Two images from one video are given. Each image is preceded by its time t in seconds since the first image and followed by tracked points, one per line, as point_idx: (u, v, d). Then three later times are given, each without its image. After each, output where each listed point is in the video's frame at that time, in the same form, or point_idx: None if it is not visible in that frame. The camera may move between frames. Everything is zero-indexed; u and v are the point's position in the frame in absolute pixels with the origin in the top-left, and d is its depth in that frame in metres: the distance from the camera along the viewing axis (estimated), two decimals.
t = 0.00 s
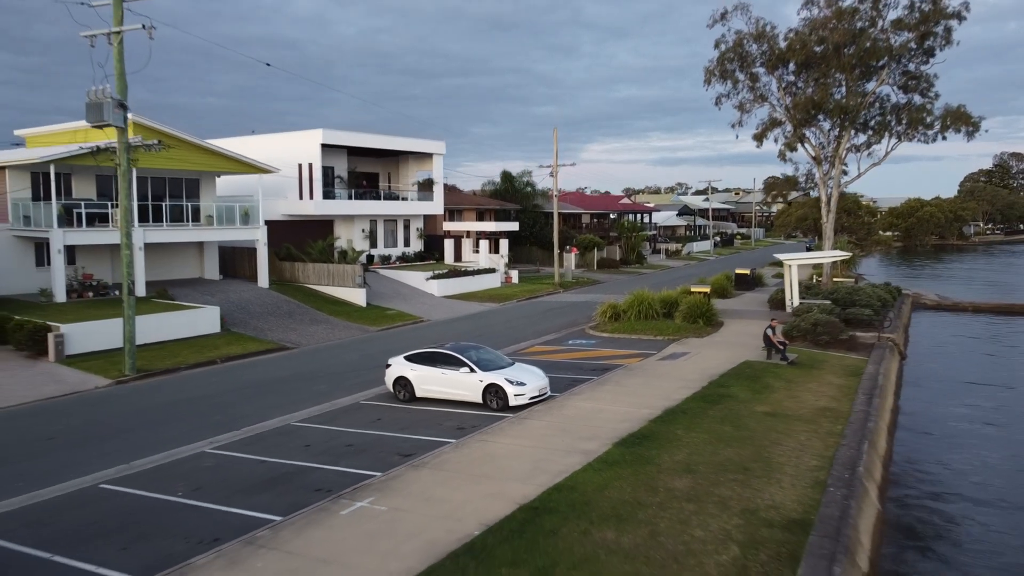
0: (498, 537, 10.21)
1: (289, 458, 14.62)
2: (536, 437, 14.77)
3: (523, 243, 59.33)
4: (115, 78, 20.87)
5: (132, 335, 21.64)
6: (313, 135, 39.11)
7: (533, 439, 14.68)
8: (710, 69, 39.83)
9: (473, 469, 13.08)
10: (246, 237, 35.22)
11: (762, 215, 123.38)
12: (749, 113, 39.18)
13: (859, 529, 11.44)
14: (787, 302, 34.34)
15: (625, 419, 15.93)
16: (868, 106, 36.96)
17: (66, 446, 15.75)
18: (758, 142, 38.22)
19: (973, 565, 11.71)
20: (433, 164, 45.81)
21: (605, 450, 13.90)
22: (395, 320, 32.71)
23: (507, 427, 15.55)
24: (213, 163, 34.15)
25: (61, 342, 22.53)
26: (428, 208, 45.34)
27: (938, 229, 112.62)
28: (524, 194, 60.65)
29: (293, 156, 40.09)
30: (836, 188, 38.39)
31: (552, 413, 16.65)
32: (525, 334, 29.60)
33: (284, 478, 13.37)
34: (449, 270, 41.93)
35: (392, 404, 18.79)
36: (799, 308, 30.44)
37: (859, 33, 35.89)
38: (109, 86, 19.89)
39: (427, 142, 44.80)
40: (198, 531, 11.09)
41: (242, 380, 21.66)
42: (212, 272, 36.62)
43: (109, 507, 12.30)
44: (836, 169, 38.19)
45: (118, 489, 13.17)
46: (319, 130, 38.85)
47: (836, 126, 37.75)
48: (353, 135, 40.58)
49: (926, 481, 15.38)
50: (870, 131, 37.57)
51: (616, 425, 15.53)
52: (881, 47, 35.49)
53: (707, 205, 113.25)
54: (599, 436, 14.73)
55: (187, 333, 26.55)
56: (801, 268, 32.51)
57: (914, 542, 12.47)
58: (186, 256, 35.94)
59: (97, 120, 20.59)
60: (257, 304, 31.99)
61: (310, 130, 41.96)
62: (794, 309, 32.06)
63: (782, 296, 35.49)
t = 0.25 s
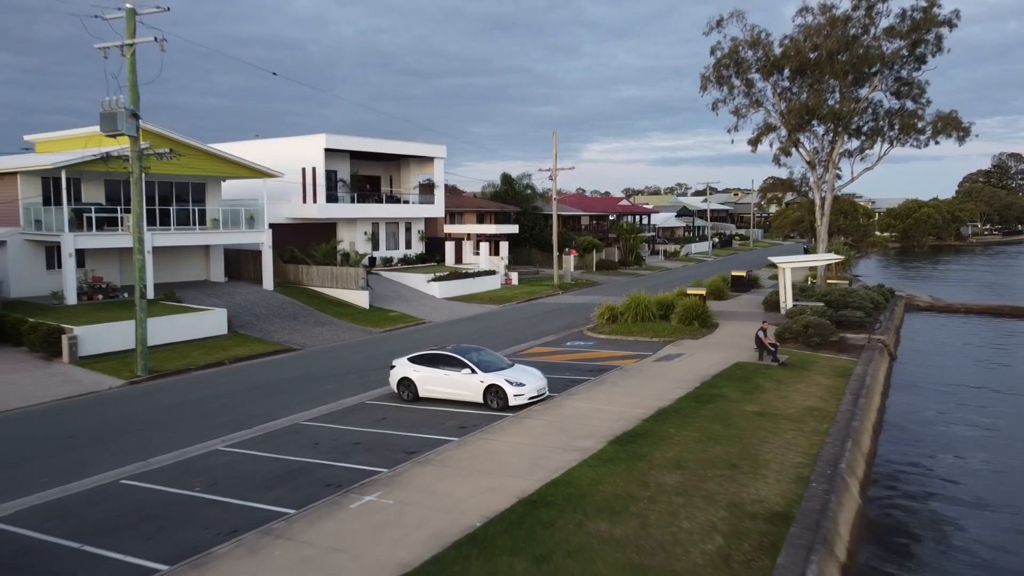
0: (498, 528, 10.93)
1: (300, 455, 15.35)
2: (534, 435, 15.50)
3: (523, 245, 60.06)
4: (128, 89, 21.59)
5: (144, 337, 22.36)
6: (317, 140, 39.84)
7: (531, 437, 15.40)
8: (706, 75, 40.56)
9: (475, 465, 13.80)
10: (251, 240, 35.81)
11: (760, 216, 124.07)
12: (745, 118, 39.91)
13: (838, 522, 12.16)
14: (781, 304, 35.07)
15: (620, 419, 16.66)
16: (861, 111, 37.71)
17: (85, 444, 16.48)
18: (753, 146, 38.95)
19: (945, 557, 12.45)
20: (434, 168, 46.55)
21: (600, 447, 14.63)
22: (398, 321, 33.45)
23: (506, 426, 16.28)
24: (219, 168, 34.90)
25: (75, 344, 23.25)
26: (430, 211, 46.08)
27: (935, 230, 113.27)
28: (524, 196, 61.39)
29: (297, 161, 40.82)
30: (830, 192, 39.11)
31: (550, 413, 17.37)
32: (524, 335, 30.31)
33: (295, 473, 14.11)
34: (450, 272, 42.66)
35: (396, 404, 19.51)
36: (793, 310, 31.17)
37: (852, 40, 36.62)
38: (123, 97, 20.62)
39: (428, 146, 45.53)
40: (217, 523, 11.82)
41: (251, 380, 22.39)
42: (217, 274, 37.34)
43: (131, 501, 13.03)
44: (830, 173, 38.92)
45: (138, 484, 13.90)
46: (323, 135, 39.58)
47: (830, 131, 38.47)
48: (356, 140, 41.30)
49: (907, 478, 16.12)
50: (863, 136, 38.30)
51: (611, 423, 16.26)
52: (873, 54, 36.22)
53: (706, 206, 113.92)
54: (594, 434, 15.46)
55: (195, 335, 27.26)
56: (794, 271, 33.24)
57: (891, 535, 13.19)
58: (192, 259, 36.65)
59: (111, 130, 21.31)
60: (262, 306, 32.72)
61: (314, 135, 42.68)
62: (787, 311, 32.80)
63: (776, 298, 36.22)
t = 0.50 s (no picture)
0: (499, 521, 11.64)
1: (309, 453, 16.06)
2: (533, 434, 16.21)
3: (523, 247, 60.77)
4: (140, 99, 22.31)
5: (156, 338, 23.08)
6: (320, 145, 40.57)
7: (531, 435, 16.11)
8: (703, 81, 41.27)
9: (477, 462, 14.51)
10: (256, 244, 36.47)
11: (759, 217, 124.70)
12: (741, 123, 40.63)
13: (820, 516, 12.86)
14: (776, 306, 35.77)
15: (616, 418, 17.38)
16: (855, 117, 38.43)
17: (103, 442, 17.20)
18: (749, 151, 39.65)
19: (920, 551, 13.17)
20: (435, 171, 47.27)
21: (596, 446, 15.35)
22: (400, 323, 34.17)
23: (506, 425, 16.99)
24: (225, 173, 35.68)
25: (88, 346, 23.97)
26: (431, 214, 46.81)
27: (933, 231, 113.88)
28: (524, 199, 62.12)
29: (301, 165, 41.54)
30: (824, 196, 39.84)
31: (548, 413, 18.09)
32: (524, 337, 31.01)
33: (306, 470, 14.83)
34: (452, 275, 43.37)
35: (400, 404, 20.23)
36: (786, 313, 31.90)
37: (846, 47, 37.35)
38: (136, 108, 21.34)
39: (429, 150, 46.26)
40: (234, 516, 12.54)
41: (259, 381, 23.09)
42: (223, 276, 38.05)
43: (151, 496, 13.76)
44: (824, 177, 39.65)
45: (156, 480, 14.62)
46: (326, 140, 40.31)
47: (825, 137, 39.19)
48: (359, 145, 42.03)
49: (890, 476, 16.84)
50: (857, 141, 39.01)
51: (607, 423, 16.98)
52: (867, 61, 36.95)
53: (705, 207, 114.58)
54: (591, 433, 16.17)
55: (203, 337, 27.97)
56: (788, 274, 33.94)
57: (872, 530, 13.89)
58: (198, 262, 37.36)
59: (123, 139, 22.03)
60: (268, 308, 33.43)
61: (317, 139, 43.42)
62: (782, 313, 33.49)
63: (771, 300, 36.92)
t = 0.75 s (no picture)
0: (500, 515, 12.35)
1: (318, 451, 16.78)
2: (532, 434, 16.93)
3: (523, 249, 61.48)
4: (152, 109, 23.03)
5: (167, 340, 23.80)
6: (324, 150, 41.31)
7: (530, 435, 16.83)
8: (700, 87, 41.98)
9: (479, 460, 15.23)
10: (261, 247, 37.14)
11: (758, 218, 125.36)
12: (737, 128, 41.33)
13: (804, 511, 13.57)
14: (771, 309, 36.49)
15: (611, 418, 18.10)
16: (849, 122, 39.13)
17: (119, 441, 17.93)
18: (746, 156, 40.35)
19: (899, 544, 13.89)
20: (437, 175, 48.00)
21: (592, 445, 16.06)
22: (403, 325, 34.89)
23: (506, 425, 17.72)
24: (231, 178, 36.44)
25: (100, 348, 24.68)
26: (432, 217, 47.56)
27: (931, 233, 114.49)
28: (524, 201, 62.84)
29: (305, 169, 42.27)
30: (819, 200, 40.53)
31: (547, 413, 18.80)
32: (524, 339, 31.71)
33: (315, 468, 15.55)
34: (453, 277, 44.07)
35: (404, 404, 20.95)
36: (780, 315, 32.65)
37: (841, 54, 38.06)
38: (148, 118, 22.05)
39: (431, 155, 46.98)
40: (249, 510, 13.26)
41: (267, 383, 23.81)
42: (229, 279, 38.77)
43: (168, 492, 14.48)
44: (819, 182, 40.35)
45: (173, 477, 15.35)
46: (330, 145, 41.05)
47: (820, 142, 39.89)
48: (362, 149, 42.76)
49: (875, 474, 17.55)
50: (851, 146, 39.71)
51: (603, 423, 17.70)
52: (861, 67, 37.65)
53: (705, 209, 115.27)
54: (587, 432, 16.89)
55: (211, 339, 28.68)
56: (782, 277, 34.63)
57: (855, 525, 14.59)
58: (204, 265, 38.07)
59: (136, 147, 22.74)
60: (273, 311, 34.13)
61: (321, 144, 44.17)
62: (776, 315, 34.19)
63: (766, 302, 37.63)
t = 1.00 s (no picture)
0: (502, 510, 13.05)
1: (326, 450, 17.47)
2: (532, 433, 17.63)
3: (523, 251, 62.17)
4: (163, 118, 23.75)
5: (177, 342, 24.50)
6: (327, 154, 42.02)
7: (530, 434, 17.53)
8: (697, 93, 42.67)
9: (481, 458, 15.94)
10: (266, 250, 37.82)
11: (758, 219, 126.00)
12: (734, 133, 42.02)
13: (791, 506, 14.28)
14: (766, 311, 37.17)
15: (608, 418, 18.80)
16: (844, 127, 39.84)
17: (135, 441, 18.63)
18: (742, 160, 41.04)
19: (881, 539, 14.59)
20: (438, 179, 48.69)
21: (589, 443, 16.76)
22: (405, 327, 35.59)
23: (506, 425, 18.42)
24: (238, 183, 37.14)
25: (112, 349, 25.38)
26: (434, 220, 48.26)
27: (929, 233, 115.14)
28: (524, 203, 63.51)
29: (309, 173, 42.97)
30: (814, 203, 41.23)
31: (546, 413, 19.50)
32: (525, 341, 32.41)
33: (325, 465, 16.25)
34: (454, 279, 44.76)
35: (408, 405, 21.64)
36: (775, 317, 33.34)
37: (835, 61, 38.75)
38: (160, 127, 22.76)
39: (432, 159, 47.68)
40: (263, 506, 13.96)
41: (274, 384, 24.51)
42: (234, 281, 39.46)
43: (185, 488, 15.18)
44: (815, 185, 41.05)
45: (188, 475, 16.04)
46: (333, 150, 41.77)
47: (815, 147, 40.59)
48: (364, 154, 43.46)
49: (862, 472, 18.26)
50: (846, 150, 40.41)
51: (600, 423, 18.39)
52: (855, 74, 38.34)
53: (704, 210, 115.89)
54: (585, 432, 17.59)
55: (219, 340, 29.37)
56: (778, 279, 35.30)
57: (840, 521, 15.27)
58: (210, 267, 38.75)
59: (148, 156, 23.45)
60: (278, 313, 34.82)
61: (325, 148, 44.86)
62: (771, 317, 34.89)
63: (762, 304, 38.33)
